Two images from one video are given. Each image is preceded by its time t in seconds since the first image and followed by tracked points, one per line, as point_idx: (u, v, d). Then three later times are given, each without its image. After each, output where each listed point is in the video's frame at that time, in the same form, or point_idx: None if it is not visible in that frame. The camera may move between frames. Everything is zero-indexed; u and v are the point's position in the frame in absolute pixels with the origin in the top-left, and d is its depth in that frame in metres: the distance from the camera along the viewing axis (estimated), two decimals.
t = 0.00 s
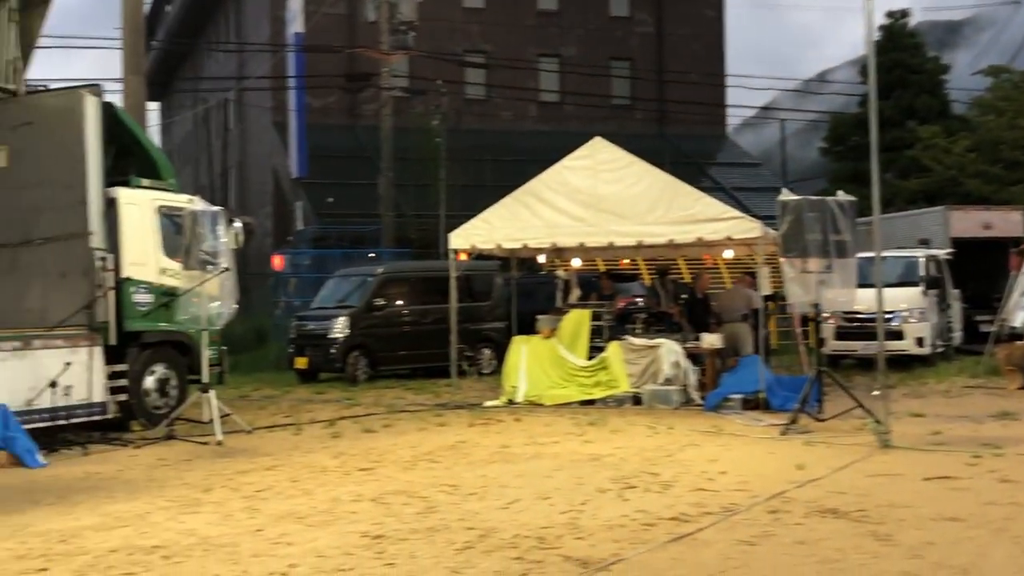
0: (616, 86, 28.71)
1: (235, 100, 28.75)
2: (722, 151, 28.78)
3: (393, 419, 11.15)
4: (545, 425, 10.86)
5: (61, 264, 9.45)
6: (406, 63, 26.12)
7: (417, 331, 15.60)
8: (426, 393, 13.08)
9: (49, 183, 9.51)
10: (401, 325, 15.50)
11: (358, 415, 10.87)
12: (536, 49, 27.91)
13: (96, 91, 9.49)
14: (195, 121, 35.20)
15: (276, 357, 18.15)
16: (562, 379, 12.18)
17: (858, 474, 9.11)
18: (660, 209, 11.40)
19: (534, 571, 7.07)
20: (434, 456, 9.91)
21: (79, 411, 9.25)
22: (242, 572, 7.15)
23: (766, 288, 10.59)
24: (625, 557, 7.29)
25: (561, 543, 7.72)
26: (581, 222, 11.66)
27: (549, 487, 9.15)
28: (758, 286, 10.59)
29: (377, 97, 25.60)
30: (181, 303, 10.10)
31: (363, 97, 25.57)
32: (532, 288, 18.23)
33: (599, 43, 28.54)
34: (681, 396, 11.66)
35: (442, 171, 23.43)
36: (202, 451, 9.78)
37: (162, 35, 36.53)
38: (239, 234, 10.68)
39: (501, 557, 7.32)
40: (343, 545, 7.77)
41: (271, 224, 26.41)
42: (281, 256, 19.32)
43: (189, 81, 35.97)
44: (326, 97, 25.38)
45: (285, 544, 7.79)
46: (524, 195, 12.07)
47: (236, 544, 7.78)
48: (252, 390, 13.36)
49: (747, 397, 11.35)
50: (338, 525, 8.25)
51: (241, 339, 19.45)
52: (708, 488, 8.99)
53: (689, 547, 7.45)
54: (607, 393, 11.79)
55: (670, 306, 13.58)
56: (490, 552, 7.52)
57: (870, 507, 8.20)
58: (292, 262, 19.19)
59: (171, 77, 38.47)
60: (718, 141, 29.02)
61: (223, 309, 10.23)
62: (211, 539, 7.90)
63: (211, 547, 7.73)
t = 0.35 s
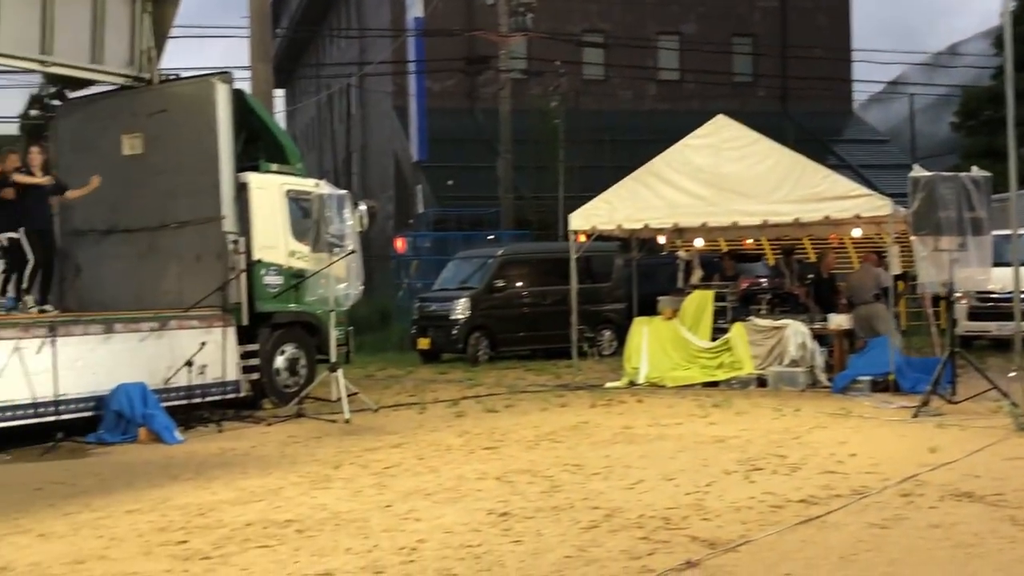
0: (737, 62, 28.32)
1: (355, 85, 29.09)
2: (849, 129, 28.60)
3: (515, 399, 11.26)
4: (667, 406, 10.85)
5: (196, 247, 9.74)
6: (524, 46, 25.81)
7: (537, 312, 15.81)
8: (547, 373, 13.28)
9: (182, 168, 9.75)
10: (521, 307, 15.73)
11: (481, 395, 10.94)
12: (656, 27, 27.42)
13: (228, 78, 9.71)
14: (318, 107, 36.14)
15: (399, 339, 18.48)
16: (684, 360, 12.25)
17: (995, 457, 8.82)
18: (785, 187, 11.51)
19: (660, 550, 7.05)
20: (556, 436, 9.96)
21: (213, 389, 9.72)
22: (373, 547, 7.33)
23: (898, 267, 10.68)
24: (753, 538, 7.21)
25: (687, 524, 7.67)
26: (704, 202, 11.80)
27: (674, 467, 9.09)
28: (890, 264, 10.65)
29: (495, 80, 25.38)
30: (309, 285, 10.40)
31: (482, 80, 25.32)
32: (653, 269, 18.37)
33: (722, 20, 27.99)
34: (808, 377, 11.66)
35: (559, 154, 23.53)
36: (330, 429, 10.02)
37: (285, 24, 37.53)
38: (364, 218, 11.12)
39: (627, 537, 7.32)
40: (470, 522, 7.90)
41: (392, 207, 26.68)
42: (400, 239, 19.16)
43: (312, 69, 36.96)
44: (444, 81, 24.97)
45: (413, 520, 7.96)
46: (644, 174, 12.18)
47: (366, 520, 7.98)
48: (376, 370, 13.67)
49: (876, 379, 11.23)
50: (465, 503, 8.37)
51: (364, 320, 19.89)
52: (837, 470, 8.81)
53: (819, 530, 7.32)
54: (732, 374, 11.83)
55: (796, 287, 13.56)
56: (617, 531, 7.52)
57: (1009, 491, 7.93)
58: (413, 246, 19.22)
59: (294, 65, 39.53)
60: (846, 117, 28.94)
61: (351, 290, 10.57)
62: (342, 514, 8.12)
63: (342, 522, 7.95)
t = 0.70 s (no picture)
0: (852, 39, 28.28)
1: (465, 69, 30.27)
2: (968, 107, 27.76)
3: (626, 381, 11.28)
4: (780, 389, 10.76)
5: (310, 230, 9.89)
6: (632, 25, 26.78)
7: (644, 295, 15.85)
8: (656, 355, 13.35)
9: (297, 152, 9.90)
10: (629, 289, 15.77)
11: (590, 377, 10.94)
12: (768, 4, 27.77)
13: (340, 63, 9.79)
14: (428, 88, 36.99)
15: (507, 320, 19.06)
16: (797, 343, 12.32)
17: None
18: (903, 165, 11.42)
19: (777, 534, 6.93)
20: (668, 418, 9.89)
21: (329, 367, 10.01)
22: (487, 526, 7.38)
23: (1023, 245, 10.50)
24: (873, 523, 7.04)
25: (804, 507, 7.53)
26: (819, 180, 11.84)
27: (788, 451, 8.93)
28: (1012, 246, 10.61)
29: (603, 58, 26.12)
30: (418, 267, 10.56)
31: (588, 60, 26.16)
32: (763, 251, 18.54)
33: None
34: (926, 360, 11.53)
35: (667, 133, 23.81)
36: (441, 409, 10.12)
37: (394, 8, 38.35)
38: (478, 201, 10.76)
39: (743, 520, 7.20)
40: (583, 502, 7.89)
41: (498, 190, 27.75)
42: (507, 222, 20.01)
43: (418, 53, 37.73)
44: (551, 62, 26.01)
45: (527, 500, 7.98)
46: (758, 153, 12.37)
47: (480, 498, 8.05)
48: (485, 351, 13.87)
49: (998, 362, 11.01)
50: (578, 484, 8.35)
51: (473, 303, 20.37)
52: (959, 455, 8.55)
53: (943, 515, 7.11)
54: (847, 357, 11.87)
55: (913, 267, 13.60)
56: (732, 514, 7.42)
57: None
58: (521, 229, 19.84)
59: (402, 50, 40.25)
60: (964, 95, 28.23)
61: (460, 272, 10.49)
62: (456, 492, 8.20)
63: (456, 500, 8.03)
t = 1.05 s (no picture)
0: (964, 23, 28.93)
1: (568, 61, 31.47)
2: None
3: (731, 374, 11.26)
4: (890, 383, 10.62)
5: (415, 221, 10.04)
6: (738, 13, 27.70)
7: (749, 287, 15.98)
8: (761, 347, 13.34)
9: (401, 144, 10.03)
10: (734, 280, 15.95)
11: (696, 368, 11.07)
12: None
13: (445, 56, 9.81)
14: (532, 79, 37.99)
15: (607, 311, 19.44)
16: (908, 336, 12.19)
17: None
18: (1019, 155, 11.29)
19: (890, 529, 6.77)
20: (774, 412, 9.77)
21: (432, 358, 10.15)
22: (593, 516, 7.34)
23: None
24: (992, 521, 6.82)
25: (917, 504, 7.34)
26: (931, 169, 11.59)
27: (900, 447, 8.72)
28: None
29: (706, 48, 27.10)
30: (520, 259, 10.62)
31: (691, 49, 27.17)
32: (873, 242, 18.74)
33: None
34: None
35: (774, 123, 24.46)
36: (544, 400, 10.15)
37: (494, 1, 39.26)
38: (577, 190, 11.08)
39: (854, 515, 7.04)
40: (689, 495, 7.80)
41: (602, 179, 29.51)
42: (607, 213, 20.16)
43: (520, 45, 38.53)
44: (653, 51, 26.98)
45: (633, 491, 7.91)
46: (867, 142, 12.11)
47: (585, 489, 8.01)
48: (588, 343, 14.01)
49: None
50: (684, 476, 8.26)
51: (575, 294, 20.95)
52: None
53: None
54: (960, 351, 11.71)
55: None
56: (844, 509, 7.26)
57: None
58: (622, 220, 20.23)
59: (503, 43, 41.00)
60: None
61: (561, 264, 11.02)
62: (561, 483, 8.19)
63: (562, 490, 8.01)
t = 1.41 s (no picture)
0: None
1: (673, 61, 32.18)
2: None
3: (841, 378, 11.13)
4: (1007, 389, 10.38)
5: (517, 222, 10.08)
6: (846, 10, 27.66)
7: (857, 289, 16.22)
8: (871, 351, 13.20)
9: (504, 146, 10.07)
10: (841, 282, 16.21)
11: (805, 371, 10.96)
12: None
13: (549, 57, 9.79)
14: (633, 80, 38.44)
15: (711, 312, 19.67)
16: None
17: None
18: None
19: (1010, 539, 6.57)
20: (886, 417, 9.58)
21: (535, 358, 10.23)
22: (701, 519, 7.23)
23: None
24: None
25: None
26: None
27: (1019, 454, 8.45)
28: None
29: (812, 46, 27.54)
30: (623, 259, 10.72)
31: (798, 48, 27.56)
32: (987, 243, 18.70)
33: None
34: None
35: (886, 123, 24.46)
36: (648, 402, 10.13)
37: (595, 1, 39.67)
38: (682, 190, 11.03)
39: (972, 523, 6.84)
40: (800, 499, 7.64)
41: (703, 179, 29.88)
42: (712, 214, 20.45)
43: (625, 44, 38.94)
44: (758, 50, 27.39)
45: (741, 495, 7.79)
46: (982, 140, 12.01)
47: (692, 492, 7.91)
48: (692, 346, 14.05)
49: None
50: (793, 481, 8.10)
51: (679, 295, 21.29)
52: None
53: None
54: None
55: None
56: (961, 517, 7.05)
57: None
58: (726, 220, 20.33)
59: (605, 41, 41.27)
60: None
61: (666, 264, 10.86)
62: (668, 485, 8.10)
63: (669, 493, 7.92)
